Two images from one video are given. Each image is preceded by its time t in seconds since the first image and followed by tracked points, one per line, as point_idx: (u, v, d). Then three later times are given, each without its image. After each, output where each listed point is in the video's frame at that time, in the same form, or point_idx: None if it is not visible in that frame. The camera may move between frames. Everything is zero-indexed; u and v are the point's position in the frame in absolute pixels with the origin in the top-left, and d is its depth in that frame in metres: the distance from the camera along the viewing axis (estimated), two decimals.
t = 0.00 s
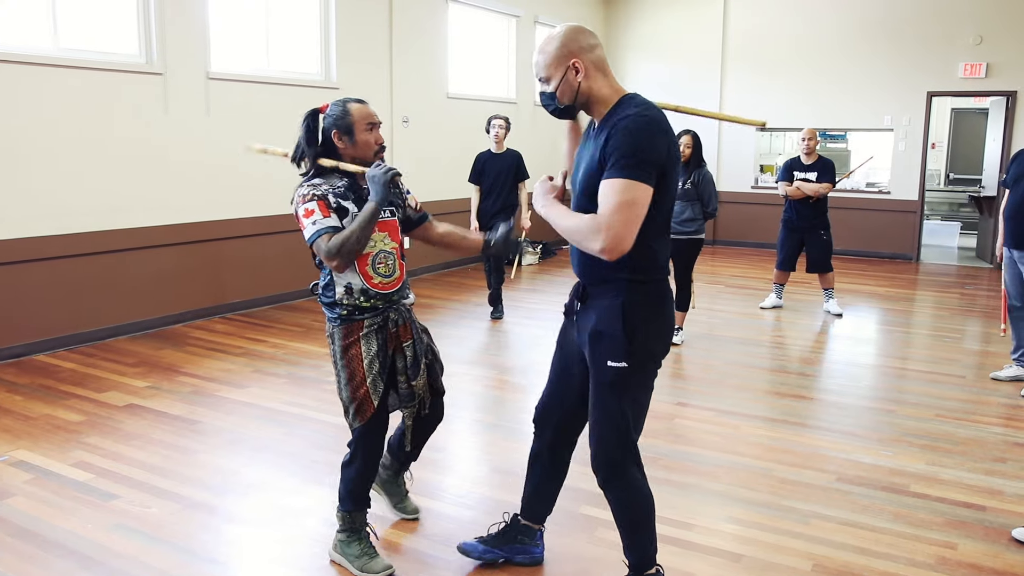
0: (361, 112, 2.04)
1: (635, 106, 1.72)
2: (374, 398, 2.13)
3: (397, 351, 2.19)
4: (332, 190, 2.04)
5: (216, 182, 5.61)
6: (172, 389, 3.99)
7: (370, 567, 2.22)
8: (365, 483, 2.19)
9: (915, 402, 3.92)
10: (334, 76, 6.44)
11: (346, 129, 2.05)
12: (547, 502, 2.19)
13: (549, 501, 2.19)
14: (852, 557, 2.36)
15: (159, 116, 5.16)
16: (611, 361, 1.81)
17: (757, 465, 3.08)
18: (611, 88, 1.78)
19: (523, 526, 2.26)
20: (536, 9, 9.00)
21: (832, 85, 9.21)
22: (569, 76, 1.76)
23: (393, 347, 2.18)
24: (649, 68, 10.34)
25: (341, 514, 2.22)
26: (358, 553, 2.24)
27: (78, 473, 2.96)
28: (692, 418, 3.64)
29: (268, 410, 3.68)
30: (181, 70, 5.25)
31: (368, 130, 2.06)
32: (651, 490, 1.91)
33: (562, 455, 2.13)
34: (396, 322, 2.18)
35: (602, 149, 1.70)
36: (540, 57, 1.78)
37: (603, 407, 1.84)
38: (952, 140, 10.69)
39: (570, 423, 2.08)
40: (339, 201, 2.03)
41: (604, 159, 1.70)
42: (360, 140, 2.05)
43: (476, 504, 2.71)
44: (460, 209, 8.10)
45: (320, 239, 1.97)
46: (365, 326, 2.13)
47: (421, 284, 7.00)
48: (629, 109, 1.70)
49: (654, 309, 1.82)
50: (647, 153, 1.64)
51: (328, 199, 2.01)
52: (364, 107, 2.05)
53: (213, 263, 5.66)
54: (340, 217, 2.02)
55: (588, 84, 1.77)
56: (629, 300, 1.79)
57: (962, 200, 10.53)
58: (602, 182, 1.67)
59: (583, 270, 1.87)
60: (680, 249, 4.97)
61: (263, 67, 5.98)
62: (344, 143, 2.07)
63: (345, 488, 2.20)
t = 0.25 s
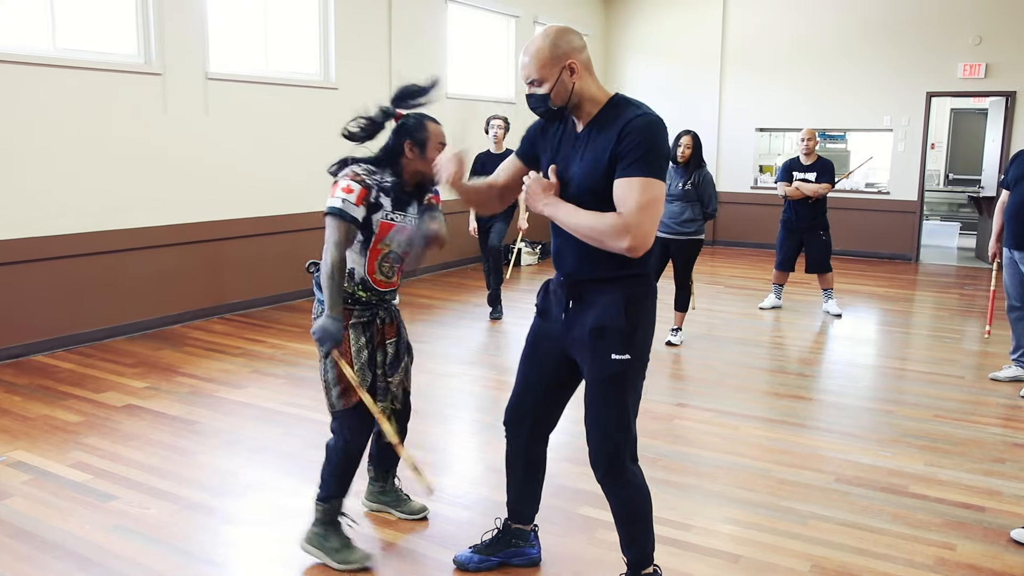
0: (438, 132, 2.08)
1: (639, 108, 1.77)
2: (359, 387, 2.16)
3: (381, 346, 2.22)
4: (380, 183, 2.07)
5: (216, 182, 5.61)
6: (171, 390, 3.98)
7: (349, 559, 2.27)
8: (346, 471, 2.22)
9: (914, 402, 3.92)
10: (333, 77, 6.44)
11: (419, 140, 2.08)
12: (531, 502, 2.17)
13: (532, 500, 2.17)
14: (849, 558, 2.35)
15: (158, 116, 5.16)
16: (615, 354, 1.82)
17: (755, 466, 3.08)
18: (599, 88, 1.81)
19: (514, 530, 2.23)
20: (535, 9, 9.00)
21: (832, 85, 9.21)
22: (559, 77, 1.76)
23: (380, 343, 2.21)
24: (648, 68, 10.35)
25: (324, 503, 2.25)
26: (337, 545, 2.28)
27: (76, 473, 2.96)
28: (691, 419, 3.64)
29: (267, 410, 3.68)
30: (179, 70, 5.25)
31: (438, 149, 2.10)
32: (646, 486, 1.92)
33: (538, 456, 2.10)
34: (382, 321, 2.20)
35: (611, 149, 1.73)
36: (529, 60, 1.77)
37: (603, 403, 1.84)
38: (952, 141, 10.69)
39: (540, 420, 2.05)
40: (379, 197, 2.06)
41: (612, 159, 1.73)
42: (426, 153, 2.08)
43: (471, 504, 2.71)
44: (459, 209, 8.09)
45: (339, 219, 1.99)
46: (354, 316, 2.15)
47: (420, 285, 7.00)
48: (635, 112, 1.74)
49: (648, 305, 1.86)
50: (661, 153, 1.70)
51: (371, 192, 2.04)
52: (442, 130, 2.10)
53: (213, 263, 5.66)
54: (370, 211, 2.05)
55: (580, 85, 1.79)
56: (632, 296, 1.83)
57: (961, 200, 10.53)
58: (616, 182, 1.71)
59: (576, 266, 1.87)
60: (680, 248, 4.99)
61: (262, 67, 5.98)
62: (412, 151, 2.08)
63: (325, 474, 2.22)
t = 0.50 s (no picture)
0: (402, 138, 2.15)
1: (620, 111, 1.83)
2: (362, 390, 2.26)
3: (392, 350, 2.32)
4: (376, 216, 2.15)
5: (216, 183, 5.61)
6: (170, 391, 3.98)
7: (293, 547, 2.35)
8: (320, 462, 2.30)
9: (912, 402, 3.93)
10: (332, 77, 6.44)
11: (384, 152, 2.15)
12: (517, 502, 2.19)
13: (521, 498, 2.19)
14: (848, 558, 2.35)
15: (157, 117, 5.16)
16: (623, 344, 1.85)
17: (754, 466, 3.08)
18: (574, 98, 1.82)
19: (510, 532, 2.25)
20: (534, 10, 9.00)
21: (831, 85, 9.21)
22: (554, 97, 1.74)
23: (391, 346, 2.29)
24: (647, 69, 10.35)
25: (281, 490, 2.32)
26: (283, 532, 2.35)
27: (74, 474, 2.96)
28: (690, 419, 3.64)
29: (265, 411, 3.67)
30: (178, 70, 5.25)
31: (406, 153, 2.17)
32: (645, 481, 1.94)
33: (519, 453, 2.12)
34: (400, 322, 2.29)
35: (616, 157, 1.78)
36: (526, 85, 1.71)
37: (608, 395, 1.85)
38: (951, 141, 10.69)
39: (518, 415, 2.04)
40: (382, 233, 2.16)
41: (614, 167, 1.78)
42: (398, 162, 2.15)
43: (469, 505, 2.71)
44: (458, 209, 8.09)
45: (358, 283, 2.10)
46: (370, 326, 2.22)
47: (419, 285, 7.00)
48: (625, 116, 1.80)
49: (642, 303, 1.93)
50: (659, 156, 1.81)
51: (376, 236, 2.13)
52: (405, 131, 2.16)
53: (214, 264, 5.67)
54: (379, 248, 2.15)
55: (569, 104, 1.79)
56: (632, 292, 1.89)
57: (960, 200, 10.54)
58: (627, 186, 1.78)
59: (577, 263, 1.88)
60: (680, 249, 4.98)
61: (261, 67, 5.97)
62: (382, 165, 2.16)
63: (298, 464, 2.30)
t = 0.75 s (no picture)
0: (368, 129, 2.14)
1: (604, 115, 1.83)
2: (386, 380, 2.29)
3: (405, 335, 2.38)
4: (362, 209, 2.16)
5: (215, 183, 5.61)
6: (169, 391, 3.98)
7: (298, 548, 2.34)
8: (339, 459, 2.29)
9: (912, 403, 3.92)
10: (331, 77, 6.44)
11: (349, 145, 2.13)
12: (511, 505, 2.19)
13: (517, 499, 2.19)
14: (847, 558, 2.35)
15: (156, 117, 5.15)
16: (621, 341, 1.87)
17: (754, 466, 3.08)
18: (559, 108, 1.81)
19: (509, 533, 2.25)
20: (533, 10, 9.00)
21: (830, 85, 9.21)
22: (546, 114, 1.72)
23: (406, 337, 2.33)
24: (646, 69, 10.35)
25: (302, 489, 2.31)
26: (291, 532, 2.34)
27: (73, 474, 2.96)
28: (689, 419, 3.64)
29: (264, 411, 3.67)
30: (177, 70, 5.24)
31: (371, 144, 2.16)
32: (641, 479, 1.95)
33: (510, 454, 2.12)
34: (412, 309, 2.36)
35: (604, 165, 1.79)
36: (519, 106, 1.67)
37: (604, 394, 1.86)
38: (950, 141, 10.69)
39: (507, 416, 2.04)
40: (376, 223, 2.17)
41: (605, 174, 1.80)
42: (364, 153, 2.15)
43: (468, 505, 2.71)
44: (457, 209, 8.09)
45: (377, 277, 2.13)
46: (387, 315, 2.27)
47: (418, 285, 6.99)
48: (610, 121, 1.81)
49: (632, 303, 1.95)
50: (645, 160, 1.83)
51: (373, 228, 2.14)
52: (366, 120, 2.14)
53: (213, 264, 5.67)
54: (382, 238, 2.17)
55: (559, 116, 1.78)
56: (625, 292, 1.91)
57: (960, 200, 10.54)
58: (617, 194, 1.81)
59: (571, 263, 1.88)
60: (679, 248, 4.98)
61: (260, 67, 5.97)
62: (347, 158, 2.15)
63: (319, 459, 2.28)
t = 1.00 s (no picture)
0: (359, 126, 2.16)
1: (602, 113, 1.83)
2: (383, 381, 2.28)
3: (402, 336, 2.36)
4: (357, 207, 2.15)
5: (214, 182, 5.61)
6: (168, 391, 3.98)
7: (296, 548, 2.34)
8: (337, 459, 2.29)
9: (912, 402, 3.93)
10: (330, 77, 6.44)
11: (345, 141, 2.14)
12: (512, 505, 2.19)
13: (517, 499, 2.19)
14: (847, 558, 2.35)
15: (155, 117, 5.15)
16: (618, 340, 1.87)
17: (753, 466, 3.08)
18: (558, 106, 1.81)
19: (509, 532, 2.25)
20: (533, 10, 9.00)
21: (830, 85, 9.20)
22: (542, 112, 1.72)
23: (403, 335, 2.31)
24: (645, 69, 10.36)
25: (300, 491, 2.30)
26: (289, 533, 2.34)
27: (73, 474, 2.96)
28: (689, 419, 3.64)
29: (263, 411, 3.67)
30: (178, 70, 5.24)
31: (364, 142, 2.18)
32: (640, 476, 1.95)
33: (509, 454, 2.12)
34: (408, 305, 2.34)
35: (600, 164, 1.79)
36: (514, 103, 1.67)
37: (602, 393, 1.86)
38: (949, 141, 10.70)
39: (507, 415, 2.04)
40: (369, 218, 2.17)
41: (602, 171, 1.80)
42: (360, 150, 2.16)
43: (468, 505, 2.71)
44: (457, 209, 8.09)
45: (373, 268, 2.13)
46: (382, 314, 2.26)
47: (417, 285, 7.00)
48: (607, 121, 1.80)
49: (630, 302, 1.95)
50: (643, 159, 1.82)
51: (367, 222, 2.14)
52: (361, 119, 2.17)
53: (211, 264, 5.66)
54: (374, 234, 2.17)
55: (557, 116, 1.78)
56: (622, 291, 1.90)
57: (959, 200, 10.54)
58: (613, 193, 1.80)
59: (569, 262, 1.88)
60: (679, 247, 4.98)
61: (260, 67, 5.97)
62: (344, 155, 2.15)
63: (315, 461, 2.28)
